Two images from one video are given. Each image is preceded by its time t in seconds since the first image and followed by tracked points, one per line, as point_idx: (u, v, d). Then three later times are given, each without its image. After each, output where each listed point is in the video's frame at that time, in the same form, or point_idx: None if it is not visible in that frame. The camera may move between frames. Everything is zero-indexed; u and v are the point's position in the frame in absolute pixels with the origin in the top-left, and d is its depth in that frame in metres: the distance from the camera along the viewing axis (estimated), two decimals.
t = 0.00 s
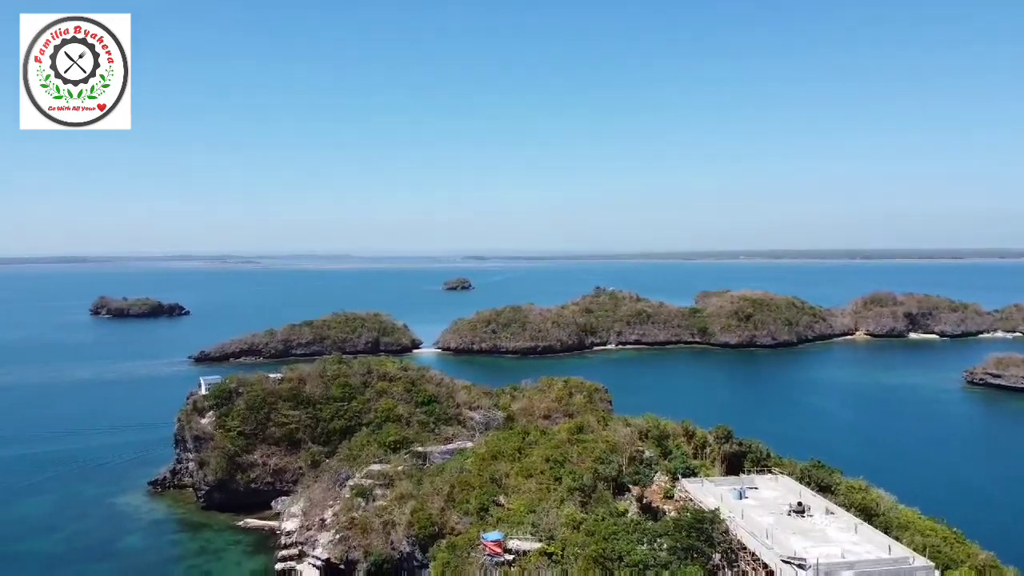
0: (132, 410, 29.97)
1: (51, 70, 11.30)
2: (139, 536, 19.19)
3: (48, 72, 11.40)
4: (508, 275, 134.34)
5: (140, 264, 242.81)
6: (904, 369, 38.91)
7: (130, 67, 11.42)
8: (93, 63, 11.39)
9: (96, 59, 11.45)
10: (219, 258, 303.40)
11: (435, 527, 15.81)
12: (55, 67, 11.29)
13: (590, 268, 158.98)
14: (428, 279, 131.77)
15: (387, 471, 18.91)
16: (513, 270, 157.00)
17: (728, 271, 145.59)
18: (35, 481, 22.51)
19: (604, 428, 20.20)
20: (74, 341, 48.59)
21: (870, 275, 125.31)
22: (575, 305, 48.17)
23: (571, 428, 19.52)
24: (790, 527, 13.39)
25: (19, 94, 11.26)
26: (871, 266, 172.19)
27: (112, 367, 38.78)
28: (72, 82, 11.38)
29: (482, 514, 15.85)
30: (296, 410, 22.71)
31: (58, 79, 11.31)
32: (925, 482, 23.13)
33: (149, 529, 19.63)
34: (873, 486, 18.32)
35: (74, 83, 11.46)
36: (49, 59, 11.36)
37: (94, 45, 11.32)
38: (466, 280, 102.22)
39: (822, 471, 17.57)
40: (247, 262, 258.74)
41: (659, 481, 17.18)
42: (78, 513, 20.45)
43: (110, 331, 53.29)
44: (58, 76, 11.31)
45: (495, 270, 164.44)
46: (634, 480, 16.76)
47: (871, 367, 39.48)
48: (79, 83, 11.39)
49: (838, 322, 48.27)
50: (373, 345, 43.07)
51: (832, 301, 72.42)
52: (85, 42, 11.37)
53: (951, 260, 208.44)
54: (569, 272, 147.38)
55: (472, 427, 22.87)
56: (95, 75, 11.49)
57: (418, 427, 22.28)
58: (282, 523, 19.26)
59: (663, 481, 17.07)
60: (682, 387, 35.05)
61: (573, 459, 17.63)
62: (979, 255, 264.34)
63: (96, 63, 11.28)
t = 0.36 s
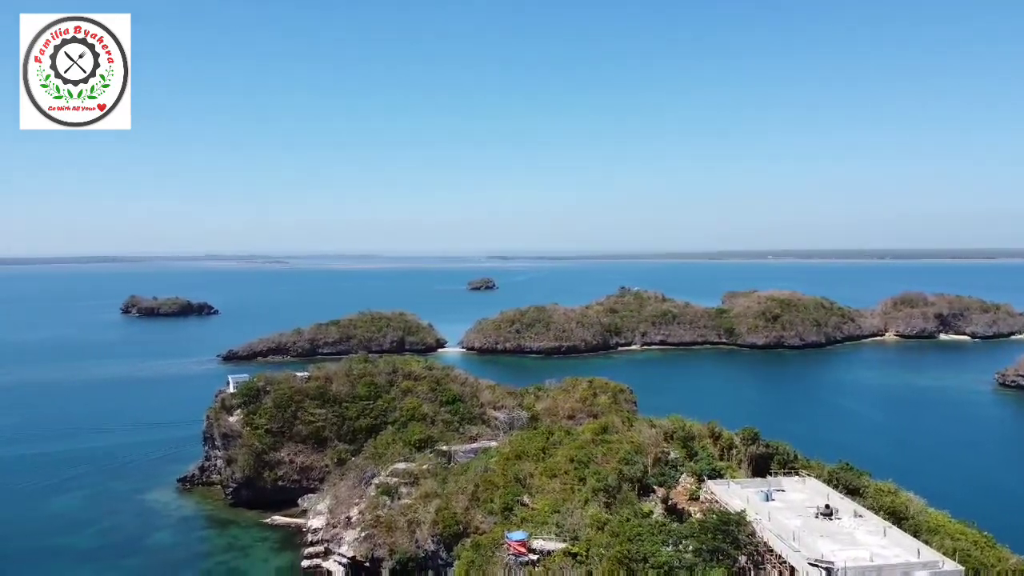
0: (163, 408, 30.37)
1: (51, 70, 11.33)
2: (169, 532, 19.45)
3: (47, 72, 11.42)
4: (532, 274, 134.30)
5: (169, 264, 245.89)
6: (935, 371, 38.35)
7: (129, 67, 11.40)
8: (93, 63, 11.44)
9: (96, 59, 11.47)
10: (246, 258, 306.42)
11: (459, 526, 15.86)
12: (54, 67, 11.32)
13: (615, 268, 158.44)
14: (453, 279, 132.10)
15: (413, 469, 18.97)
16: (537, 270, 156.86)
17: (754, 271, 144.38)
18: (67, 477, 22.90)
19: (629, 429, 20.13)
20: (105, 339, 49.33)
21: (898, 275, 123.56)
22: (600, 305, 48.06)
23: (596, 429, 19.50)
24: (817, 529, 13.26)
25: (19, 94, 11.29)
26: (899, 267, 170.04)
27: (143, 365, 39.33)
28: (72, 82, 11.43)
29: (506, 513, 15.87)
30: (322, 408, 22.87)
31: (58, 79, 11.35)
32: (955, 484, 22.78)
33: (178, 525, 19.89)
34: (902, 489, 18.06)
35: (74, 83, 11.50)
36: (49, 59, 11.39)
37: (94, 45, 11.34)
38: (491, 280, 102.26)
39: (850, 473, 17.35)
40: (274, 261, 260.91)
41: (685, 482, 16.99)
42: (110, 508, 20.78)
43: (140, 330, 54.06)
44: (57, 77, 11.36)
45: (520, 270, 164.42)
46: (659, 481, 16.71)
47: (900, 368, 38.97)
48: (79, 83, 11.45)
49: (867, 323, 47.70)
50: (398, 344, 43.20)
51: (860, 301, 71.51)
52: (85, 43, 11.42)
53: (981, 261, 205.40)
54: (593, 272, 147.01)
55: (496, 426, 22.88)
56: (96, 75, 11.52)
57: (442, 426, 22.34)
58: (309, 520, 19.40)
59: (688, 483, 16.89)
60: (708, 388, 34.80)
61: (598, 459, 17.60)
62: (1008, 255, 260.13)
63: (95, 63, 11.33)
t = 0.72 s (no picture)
0: (200, 405, 30.87)
1: (52, 70, 11.66)
2: (204, 528, 19.74)
3: (49, 72, 11.74)
4: (562, 274, 134.12)
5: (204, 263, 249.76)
6: (975, 373, 37.58)
7: (128, 66, 11.73)
8: (94, 63, 11.66)
9: (96, 59, 11.74)
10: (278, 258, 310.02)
11: (489, 525, 15.88)
12: (55, 67, 11.65)
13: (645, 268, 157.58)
14: (483, 278, 132.48)
15: (443, 468, 19.03)
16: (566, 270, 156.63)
17: (786, 271, 142.72)
18: (106, 473, 23.36)
19: (661, 431, 20.01)
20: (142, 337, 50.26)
21: (936, 275, 121.48)
22: (631, 305, 47.88)
23: (627, 429, 19.38)
24: (852, 533, 13.07)
25: (20, 93, 11.61)
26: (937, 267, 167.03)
27: (180, 363, 39.99)
28: (73, 81, 11.73)
29: (537, 513, 15.90)
30: (355, 406, 23.06)
31: (59, 79, 11.67)
32: (993, 488, 22.31)
33: (214, 521, 20.17)
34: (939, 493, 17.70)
35: (75, 82, 11.77)
36: (50, 59, 11.72)
37: (94, 45, 11.64)
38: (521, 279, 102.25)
39: (886, 477, 17.05)
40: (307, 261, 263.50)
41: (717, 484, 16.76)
42: (147, 504, 21.16)
43: (177, 329, 54.99)
44: (58, 76, 11.67)
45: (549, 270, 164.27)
46: (691, 483, 16.33)
47: (938, 370, 38.25)
48: (79, 83, 11.69)
49: (904, 324, 46.90)
50: (429, 343, 43.39)
51: (897, 301, 70.30)
52: (86, 43, 11.67)
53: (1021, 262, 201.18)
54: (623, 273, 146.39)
55: (526, 426, 22.88)
56: (94, 74, 11.81)
57: (473, 425, 22.39)
58: (341, 517, 19.53)
59: (721, 485, 16.67)
60: (740, 390, 34.49)
61: (628, 460, 17.51)
62: None
63: (95, 63, 11.58)
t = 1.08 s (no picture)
0: (228, 403, 31.20)
1: (51, 70, 11.07)
2: (231, 525, 19.97)
3: (46, 72, 11.12)
4: (587, 274, 133.82)
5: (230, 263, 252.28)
6: (1007, 375, 36.95)
7: (130, 66, 11.07)
8: (95, 65, 11.23)
9: (99, 58, 11.31)
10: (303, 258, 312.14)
11: (513, 525, 15.88)
12: (54, 67, 11.06)
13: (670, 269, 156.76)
14: (507, 277, 132.65)
15: (468, 467, 19.06)
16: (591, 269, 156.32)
17: (813, 271, 141.24)
18: (136, 469, 23.71)
19: (686, 431, 19.90)
20: (172, 335, 50.94)
21: (966, 275, 119.66)
22: (656, 305, 47.67)
23: (651, 430, 19.27)
24: (880, 536, 12.91)
25: (19, 96, 10.98)
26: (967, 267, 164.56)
27: (208, 361, 40.45)
28: (73, 83, 11.22)
29: (561, 513, 15.90)
30: (380, 405, 23.18)
31: (58, 79, 11.10)
32: None
33: (241, 518, 20.40)
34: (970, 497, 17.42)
35: (75, 83, 11.24)
36: (49, 59, 11.09)
37: (95, 44, 11.15)
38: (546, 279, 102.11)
39: (916, 480, 16.79)
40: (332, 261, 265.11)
41: (743, 486, 16.69)
42: (176, 500, 21.45)
43: (206, 328, 55.61)
44: (58, 77, 11.10)
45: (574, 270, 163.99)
46: (718, 483, 16.22)
47: (969, 372, 37.65)
48: (79, 85, 11.24)
49: (935, 325, 46.23)
50: (453, 343, 43.49)
51: (927, 302, 69.28)
52: (86, 42, 11.19)
53: None
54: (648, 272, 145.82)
55: (550, 425, 22.86)
56: (98, 74, 11.28)
57: (497, 424, 22.41)
58: (366, 515, 19.64)
59: (747, 486, 16.59)
60: (766, 391, 34.19)
61: (653, 462, 17.42)
62: None
63: (96, 65, 11.10)
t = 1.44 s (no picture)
0: (263, 400, 31.60)
1: (52, 71, 11.75)
2: (265, 521, 20.22)
3: (47, 71, 11.81)
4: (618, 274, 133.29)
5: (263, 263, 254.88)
6: None
7: (128, 66, 11.80)
8: (93, 63, 11.83)
9: (96, 59, 11.90)
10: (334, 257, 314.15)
11: (544, 524, 15.89)
12: (54, 68, 11.73)
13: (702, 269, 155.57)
14: (538, 276, 132.86)
15: (498, 466, 19.08)
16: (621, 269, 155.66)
17: (847, 271, 139.18)
18: (172, 465, 24.12)
19: (718, 433, 19.73)
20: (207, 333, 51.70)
21: (1006, 275, 117.21)
22: (688, 305, 47.37)
23: (683, 431, 19.12)
24: (916, 540, 12.71)
25: (20, 93, 11.73)
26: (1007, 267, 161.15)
27: (243, 359, 41.01)
28: (72, 81, 11.85)
29: (592, 513, 15.89)
30: (412, 403, 23.31)
31: (59, 79, 11.75)
32: None
33: (275, 514, 20.65)
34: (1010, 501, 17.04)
35: (75, 82, 11.89)
36: (49, 59, 11.82)
37: (93, 45, 11.75)
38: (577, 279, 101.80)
39: (953, 483, 16.48)
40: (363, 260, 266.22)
41: (775, 489, 16.54)
42: (211, 496, 21.77)
43: (241, 326, 56.38)
44: (58, 77, 11.76)
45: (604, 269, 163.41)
46: (750, 487, 15.87)
47: (1010, 373, 36.87)
48: (79, 82, 11.84)
49: (974, 326, 45.34)
50: (483, 342, 43.61)
51: (967, 302, 67.86)
52: (85, 42, 11.82)
53: None
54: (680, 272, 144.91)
55: (581, 425, 22.83)
56: (94, 74, 11.93)
57: (527, 423, 22.42)
58: (397, 512, 19.77)
59: (780, 489, 16.44)
60: (799, 392, 33.82)
61: (685, 463, 17.20)
62: None
63: (94, 63, 11.73)
